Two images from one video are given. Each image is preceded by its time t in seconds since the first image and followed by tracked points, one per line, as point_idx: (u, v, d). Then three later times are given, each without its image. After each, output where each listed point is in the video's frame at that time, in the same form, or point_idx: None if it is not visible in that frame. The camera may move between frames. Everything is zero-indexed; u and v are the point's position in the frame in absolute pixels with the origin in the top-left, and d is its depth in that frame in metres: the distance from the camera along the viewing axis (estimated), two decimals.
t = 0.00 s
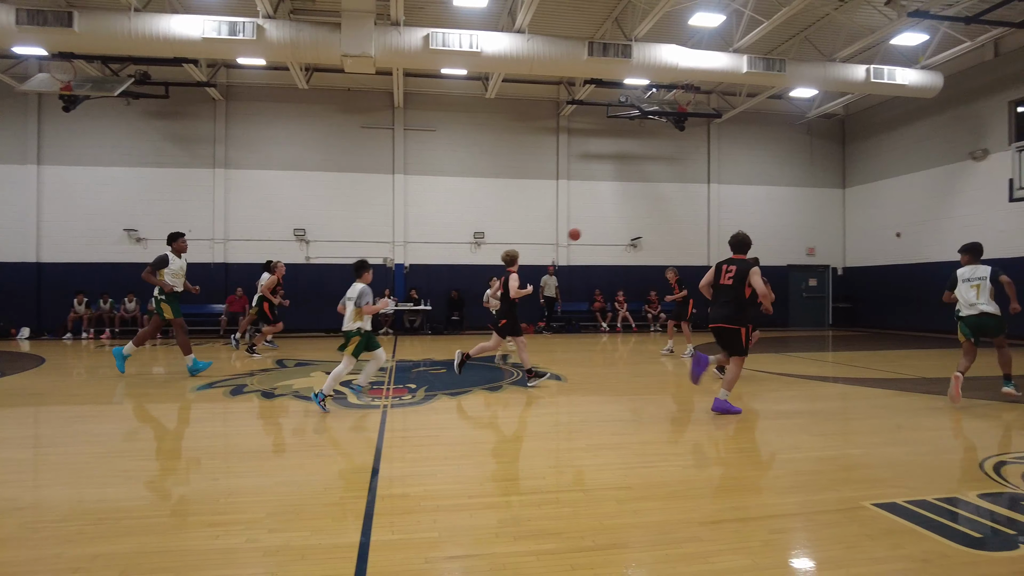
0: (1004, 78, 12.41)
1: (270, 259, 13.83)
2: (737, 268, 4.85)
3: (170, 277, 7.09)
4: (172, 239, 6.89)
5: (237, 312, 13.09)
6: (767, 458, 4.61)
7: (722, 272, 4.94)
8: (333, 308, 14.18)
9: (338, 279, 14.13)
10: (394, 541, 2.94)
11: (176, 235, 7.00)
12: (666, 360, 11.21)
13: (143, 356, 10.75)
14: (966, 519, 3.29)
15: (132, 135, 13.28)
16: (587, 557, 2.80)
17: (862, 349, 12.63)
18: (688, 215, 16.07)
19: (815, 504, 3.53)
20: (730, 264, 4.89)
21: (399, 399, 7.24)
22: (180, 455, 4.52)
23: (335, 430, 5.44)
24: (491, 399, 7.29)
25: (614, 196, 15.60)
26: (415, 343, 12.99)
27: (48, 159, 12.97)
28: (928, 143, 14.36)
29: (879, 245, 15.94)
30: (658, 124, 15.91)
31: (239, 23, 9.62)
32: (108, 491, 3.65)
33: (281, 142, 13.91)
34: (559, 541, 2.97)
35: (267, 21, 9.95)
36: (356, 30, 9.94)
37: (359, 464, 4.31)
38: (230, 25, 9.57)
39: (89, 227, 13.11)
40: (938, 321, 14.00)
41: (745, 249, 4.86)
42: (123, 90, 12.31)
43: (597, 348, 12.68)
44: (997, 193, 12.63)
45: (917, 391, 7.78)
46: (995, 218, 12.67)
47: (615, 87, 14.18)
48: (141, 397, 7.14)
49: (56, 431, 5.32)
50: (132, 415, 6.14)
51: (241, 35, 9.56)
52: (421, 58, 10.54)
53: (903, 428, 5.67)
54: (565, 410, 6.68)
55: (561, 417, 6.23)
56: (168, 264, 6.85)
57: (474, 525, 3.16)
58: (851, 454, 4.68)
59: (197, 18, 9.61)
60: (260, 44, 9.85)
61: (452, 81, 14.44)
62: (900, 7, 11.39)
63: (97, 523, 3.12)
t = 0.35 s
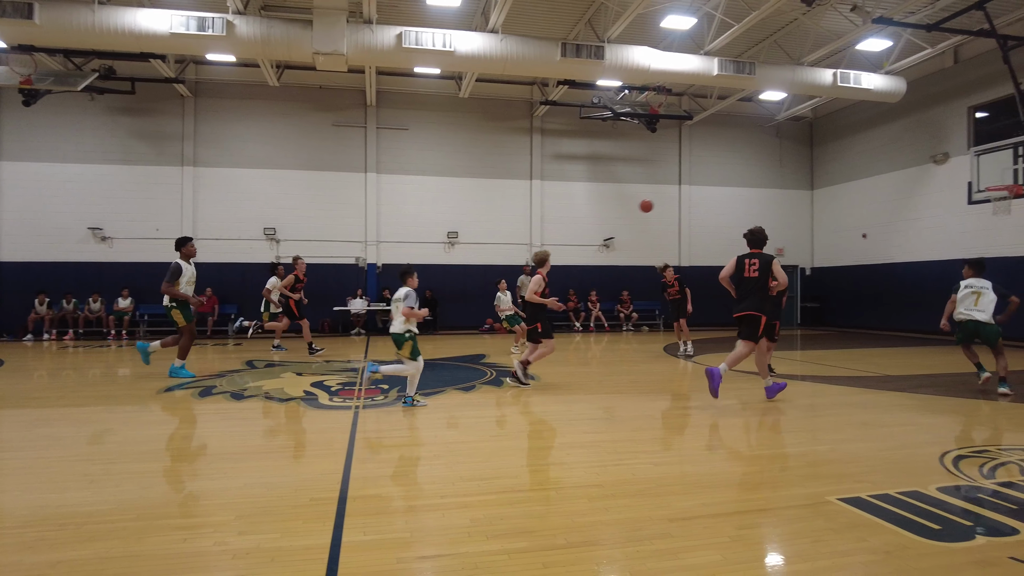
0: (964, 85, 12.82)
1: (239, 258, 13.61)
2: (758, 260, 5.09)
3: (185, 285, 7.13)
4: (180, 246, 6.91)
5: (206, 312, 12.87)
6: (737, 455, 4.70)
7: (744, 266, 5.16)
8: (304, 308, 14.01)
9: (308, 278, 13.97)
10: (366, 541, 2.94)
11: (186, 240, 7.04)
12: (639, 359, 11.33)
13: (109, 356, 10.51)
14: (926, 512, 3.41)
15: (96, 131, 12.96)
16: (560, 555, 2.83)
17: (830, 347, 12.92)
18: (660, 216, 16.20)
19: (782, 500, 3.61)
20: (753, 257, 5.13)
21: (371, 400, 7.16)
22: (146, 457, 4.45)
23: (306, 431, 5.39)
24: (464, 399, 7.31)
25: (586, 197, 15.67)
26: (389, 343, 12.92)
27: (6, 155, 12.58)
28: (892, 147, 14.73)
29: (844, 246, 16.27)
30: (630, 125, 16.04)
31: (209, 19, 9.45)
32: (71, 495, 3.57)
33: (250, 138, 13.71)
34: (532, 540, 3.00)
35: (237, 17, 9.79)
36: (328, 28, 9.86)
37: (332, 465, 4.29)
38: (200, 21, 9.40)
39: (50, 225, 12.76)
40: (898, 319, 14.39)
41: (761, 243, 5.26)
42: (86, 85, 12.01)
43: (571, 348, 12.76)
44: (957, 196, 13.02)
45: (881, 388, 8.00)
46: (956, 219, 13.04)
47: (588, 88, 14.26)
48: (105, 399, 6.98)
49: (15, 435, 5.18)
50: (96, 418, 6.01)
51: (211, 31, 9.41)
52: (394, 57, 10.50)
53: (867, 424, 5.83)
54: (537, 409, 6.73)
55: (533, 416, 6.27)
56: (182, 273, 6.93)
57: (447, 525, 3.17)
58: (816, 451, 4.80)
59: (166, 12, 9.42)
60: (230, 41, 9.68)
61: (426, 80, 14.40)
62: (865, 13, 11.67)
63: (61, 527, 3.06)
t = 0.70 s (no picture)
0: (928, 90, 13.12)
1: (212, 257, 13.40)
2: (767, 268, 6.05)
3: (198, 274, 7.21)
4: (191, 235, 7.00)
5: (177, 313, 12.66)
6: (711, 453, 4.76)
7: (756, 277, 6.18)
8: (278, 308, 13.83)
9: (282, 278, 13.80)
10: (341, 543, 2.92)
11: (196, 232, 7.15)
12: (617, 359, 11.42)
13: (77, 357, 10.28)
14: (894, 506, 3.49)
15: (64, 127, 12.69)
16: (536, 554, 2.85)
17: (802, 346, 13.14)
18: (636, 217, 16.30)
19: (755, 496, 3.67)
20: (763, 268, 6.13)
21: (346, 401, 7.09)
22: (114, 461, 4.37)
23: (280, 432, 5.33)
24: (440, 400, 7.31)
25: (563, 197, 15.73)
26: (367, 343, 12.84)
27: None
28: (860, 149, 15.03)
29: (816, 247, 16.53)
30: (606, 126, 16.12)
31: (180, 14, 9.30)
32: (35, 499, 3.50)
33: (224, 136, 13.51)
34: (508, 539, 3.01)
35: (210, 12, 9.65)
36: (303, 26, 9.77)
37: (306, 467, 4.25)
38: (171, 16, 9.24)
39: (15, 224, 12.46)
40: (868, 318, 14.65)
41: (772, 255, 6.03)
42: (53, 80, 11.74)
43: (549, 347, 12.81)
44: (921, 198, 13.32)
45: (851, 386, 8.17)
46: (922, 221, 13.31)
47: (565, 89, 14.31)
48: (72, 402, 6.83)
49: None
50: (62, 421, 5.88)
51: (182, 27, 9.26)
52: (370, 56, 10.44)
53: (837, 422, 5.95)
54: (512, 408, 6.75)
55: (508, 416, 6.29)
56: (197, 261, 6.99)
57: (422, 525, 3.16)
58: (788, 448, 4.89)
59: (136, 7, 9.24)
60: (202, 37, 9.53)
61: (403, 79, 14.34)
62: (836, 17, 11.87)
63: (25, 532, 3.00)
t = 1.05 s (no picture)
0: (897, 94, 13.41)
1: (184, 256, 13.16)
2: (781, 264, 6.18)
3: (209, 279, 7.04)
4: (203, 240, 6.82)
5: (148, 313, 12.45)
6: (685, 451, 4.81)
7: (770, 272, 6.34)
8: (252, 308, 13.63)
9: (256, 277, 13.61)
10: (315, 544, 2.90)
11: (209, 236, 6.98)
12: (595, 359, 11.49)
13: (43, 359, 10.03)
14: (863, 501, 3.56)
15: (30, 122, 12.37)
16: (513, 553, 2.86)
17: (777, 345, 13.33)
18: (613, 217, 16.39)
19: (729, 494, 3.72)
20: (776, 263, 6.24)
21: (321, 402, 7.02)
22: (83, 464, 4.28)
23: (254, 434, 5.27)
24: (416, 399, 7.28)
25: (540, 197, 15.76)
26: (344, 343, 12.74)
27: None
28: (832, 151, 15.30)
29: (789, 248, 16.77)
30: (583, 127, 16.19)
31: (151, 8, 9.10)
32: None
33: (196, 134, 13.27)
34: (484, 538, 3.01)
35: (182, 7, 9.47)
36: (277, 23, 9.65)
37: (281, 468, 4.21)
38: (142, 10, 9.04)
39: None
40: (839, 318, 14.91)
41: (785, 250, 6.17)
42: (18, 75, 11.42)
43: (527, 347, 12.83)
44: (891, 200, 13.61)
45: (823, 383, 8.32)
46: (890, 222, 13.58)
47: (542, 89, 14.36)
48: (37, 404, 6.65)
49: None
50: (28, 424, 5.73)
51: (154, 22, 9.08)
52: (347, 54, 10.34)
53: (809, 419, 6.05)
54: (489, 408, 6.77)
55: (486, 416, 6.30)
56: (209, 265, 6.79)
57: (399, 526, 3.15)
58: (761, 445, 4.98)
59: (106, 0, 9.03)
60: (174, 32, 9.35)
61: (379, 77, 14.24)
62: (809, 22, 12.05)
63: None
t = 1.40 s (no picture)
0: (873, 97, 13.60)
1: (160, 255, 12.95)
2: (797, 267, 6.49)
3: (219, 277, 7.06)
4: (216, 236, 6.97)
5: (124, 313, 12.24)
6: (667, 451, 4.82)
7: (782, 275, 6.61)
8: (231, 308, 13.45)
9: (235, 276, 13.43)
10: (295, 546, 2.85)
11: (221, 233, 7.10)
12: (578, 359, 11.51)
13: (15, 360, 9.79)
14: (841, 499, 3.58)
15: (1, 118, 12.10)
16: (495, 553, 2.84)
17: (758, 344, 13.46)
18: (593, 217, 16.43)
19: (710, 492, 3.73)
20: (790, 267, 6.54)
21: (300, 403, 6.93)
22: (55, 468, 4.18)
23: (232, 435, 5.19)
24: (398, 400, 7.23)
25: (522, 197, 15.76)
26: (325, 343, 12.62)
27: None
28: (809, 152, 15.48)
29: (767, 248, 16.94)
30: (564, 127, 16.21)
31: (126, 3, 8.95)
32: None
33: (174, 131, 13.08)
34: (466, 539, 2.99)
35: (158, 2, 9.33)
36: (257, 20, 9.55)
37: (259, 470, 4.14)
38: (117, 4, 8.88)
39: None
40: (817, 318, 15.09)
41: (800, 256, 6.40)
42: None
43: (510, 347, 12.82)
44: (867, 201, 13.80)
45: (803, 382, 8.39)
46: (867, 223, 13.77)
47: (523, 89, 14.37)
48: (8, 407, 6.49)
49: None
50: None
51: (129, 17, 8.93)
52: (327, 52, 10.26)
53: (789, 418, 6.10)
54: (471, 408, 6.74)
55: (467, 416, 6.28)
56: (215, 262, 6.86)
57: (381, 527, 3.11)
58: (742, 444, 5.01)
59: None
60: (151, 28, 9.21)
61: (359, 76, 14.14)
62: (786, 25, 12.20)
63: None
